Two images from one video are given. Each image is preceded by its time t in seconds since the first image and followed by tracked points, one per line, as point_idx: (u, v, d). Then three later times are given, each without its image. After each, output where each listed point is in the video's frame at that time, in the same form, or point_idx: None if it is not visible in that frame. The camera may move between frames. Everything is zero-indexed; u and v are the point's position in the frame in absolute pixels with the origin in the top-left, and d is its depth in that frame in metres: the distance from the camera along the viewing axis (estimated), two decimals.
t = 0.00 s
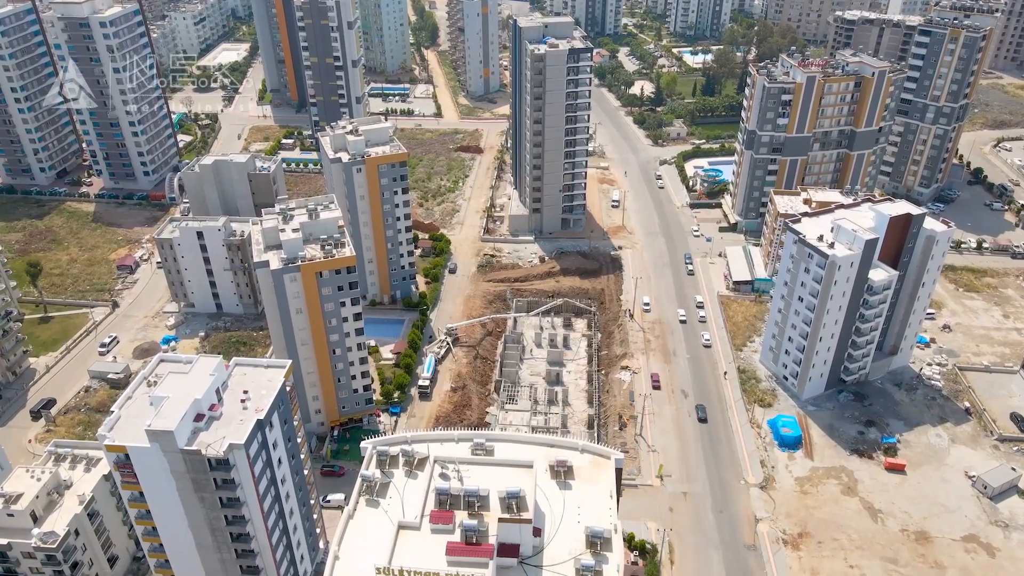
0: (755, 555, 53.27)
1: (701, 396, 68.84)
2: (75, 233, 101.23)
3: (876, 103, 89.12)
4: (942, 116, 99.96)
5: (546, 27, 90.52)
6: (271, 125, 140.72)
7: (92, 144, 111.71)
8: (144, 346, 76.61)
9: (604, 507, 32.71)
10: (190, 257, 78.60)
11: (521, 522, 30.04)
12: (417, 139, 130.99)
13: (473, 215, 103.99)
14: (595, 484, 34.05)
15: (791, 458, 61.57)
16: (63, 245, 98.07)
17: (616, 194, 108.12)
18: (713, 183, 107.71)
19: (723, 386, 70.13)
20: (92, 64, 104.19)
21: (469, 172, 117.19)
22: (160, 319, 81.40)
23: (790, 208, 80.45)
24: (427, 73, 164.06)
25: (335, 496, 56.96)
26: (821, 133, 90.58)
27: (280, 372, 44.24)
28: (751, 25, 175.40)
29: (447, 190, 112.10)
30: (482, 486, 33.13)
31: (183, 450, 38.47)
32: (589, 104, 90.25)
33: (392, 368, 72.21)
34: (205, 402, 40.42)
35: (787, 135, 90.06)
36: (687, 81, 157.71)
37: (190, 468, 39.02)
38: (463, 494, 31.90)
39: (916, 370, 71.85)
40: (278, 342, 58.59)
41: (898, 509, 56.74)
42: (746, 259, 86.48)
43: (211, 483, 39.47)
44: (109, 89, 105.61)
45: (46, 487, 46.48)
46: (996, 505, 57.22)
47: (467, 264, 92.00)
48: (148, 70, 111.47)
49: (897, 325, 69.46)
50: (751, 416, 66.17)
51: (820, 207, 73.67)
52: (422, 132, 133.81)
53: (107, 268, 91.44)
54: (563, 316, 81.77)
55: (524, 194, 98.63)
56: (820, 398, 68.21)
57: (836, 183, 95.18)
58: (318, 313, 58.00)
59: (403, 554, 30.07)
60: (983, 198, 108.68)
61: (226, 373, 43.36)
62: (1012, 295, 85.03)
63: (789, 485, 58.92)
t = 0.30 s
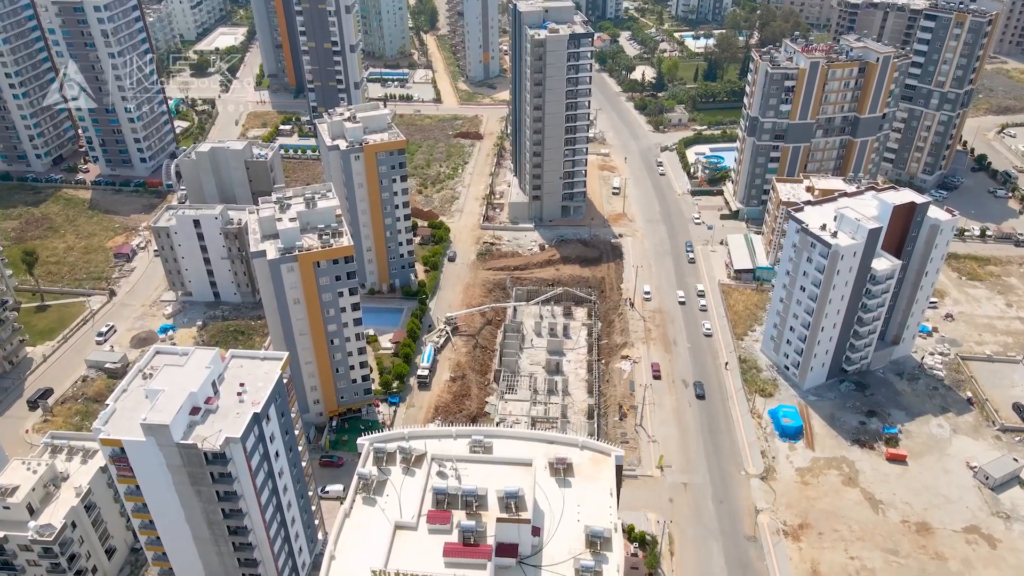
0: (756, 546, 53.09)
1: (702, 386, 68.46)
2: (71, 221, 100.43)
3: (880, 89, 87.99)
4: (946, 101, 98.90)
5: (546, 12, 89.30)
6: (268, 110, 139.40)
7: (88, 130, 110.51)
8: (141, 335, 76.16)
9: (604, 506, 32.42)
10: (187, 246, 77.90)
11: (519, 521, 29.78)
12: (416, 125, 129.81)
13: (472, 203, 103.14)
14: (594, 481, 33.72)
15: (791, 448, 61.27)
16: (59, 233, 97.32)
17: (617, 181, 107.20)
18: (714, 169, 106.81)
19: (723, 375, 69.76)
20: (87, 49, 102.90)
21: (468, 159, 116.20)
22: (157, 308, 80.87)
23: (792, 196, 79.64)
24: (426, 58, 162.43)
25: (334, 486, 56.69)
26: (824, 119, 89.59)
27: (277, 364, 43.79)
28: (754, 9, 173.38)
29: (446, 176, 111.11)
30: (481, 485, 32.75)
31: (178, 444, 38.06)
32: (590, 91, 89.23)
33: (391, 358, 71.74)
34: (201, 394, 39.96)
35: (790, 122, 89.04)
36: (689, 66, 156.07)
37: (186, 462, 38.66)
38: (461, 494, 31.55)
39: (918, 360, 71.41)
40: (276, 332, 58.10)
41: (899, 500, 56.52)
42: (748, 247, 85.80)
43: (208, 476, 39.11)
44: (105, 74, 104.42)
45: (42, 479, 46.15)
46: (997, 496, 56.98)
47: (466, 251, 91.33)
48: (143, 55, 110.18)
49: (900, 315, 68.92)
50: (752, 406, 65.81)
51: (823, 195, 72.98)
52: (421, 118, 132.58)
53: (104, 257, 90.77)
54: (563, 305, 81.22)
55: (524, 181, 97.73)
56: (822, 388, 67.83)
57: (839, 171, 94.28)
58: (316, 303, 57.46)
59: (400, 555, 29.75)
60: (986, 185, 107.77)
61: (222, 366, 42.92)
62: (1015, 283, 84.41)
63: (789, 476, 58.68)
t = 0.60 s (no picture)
0: (756, 538, 52.88)
1: (703, 376, 68.08)
2: (67, 209, 99.68)
3: (885, 75, 86.83)
4: (951, 88, 97.76)
5: None
6: (266, 96, 138.06)
7: (83, 116, 109.36)
8: (139, 325, 75.69)
9: (603, 506, 32.22)
10: (184, 235, 77.22)
11: (518, 523, 29.51)
12: (414, 111, 128.62)
13: (472, 190, 102.28)
14: (594, 479, 33.49)
15: (792, 439, 60.98)
16: (55, 221, 96.63)
17: (618, 168, 106.27)
18: (716, 156, 105.87)
19: (724, 366, 69.35)
20: (81, 35, 101.50)
21: (468, 145, 115.21)
22: (154, 297, 80.34)
23: (795, 184, 78.85)
24: (425, 43, 160.70)
25: (332, 478, 56.43)
26: (827, 106, 88.59)
27: (274, 357, 43.29)
28: None
29: (445, 164, 110.14)
30: (478, 484, 32.46)
31: (174, 438, 37.66)
32: (590, 77, 88.17)
33: (390, 348, 71.29)
34: (197, 388, 39.55)
35: (793, 108, 88.04)
36: (690, 51, 154.43)
37: (182, 456, 38.29)
38: (459, 494, 31.16)
39: (920, 350, 70.96)
40: (274, 323, 57.60)
41: (900, 492, 56.28)
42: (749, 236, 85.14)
43: (204, 471, 38.76)
44: (99, 59, 103.11)
45: (38, 472, 45.84)
46: (999, 487, 56.73)
47: (465, 240, 90.64)
48: (138, 40, 108.88)
49: (902, 304, 68.38)
50: (753, 396, 65.44)
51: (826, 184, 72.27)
52: (420, 104, 131.34)
53: (100, 245, 90.13)
54: (563, 294, 80.66)
55: (524, 168, 96.83)
56: (823, 378, 67.41)
57: (841, 158, 93.35)
58: (314, 294, 56.91)
59: (396, 556, 29.48)
60: (990, 172, 106.83)
61: (218, 358, 42.44)
62: (1018, 272, 83.77)
63: (790, 467, 58.43)
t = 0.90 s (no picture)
0: (756, 530, 52.69)
1: (703, 366, 67.68)
2: (63, 196, 98.86)
3: (889, 61, 85.61)
4: (956, 74, 96.64)
5: None
6: (264, 82, 136.70)
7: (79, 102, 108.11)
8: (136, 314, 75.18)
9: (604, 506, 31.98)
10: (180, 224, 76.50)
11: (516, 524, 29.21)
12: (413, 97, 127.36)
13: (471, 178, 101.36)
14: (594, 478, 33.23)
15: (793, 430, 60.66)
16: (51, 209, 95.87)
17: (618, 156, 105.31)
18: (717, 143, 104.88)
19: (725, 356, 68.92)
20: (75, 20, 100.02)
21: (467, 132, 114.15)
22: (151, 286, 79.75)
23: (798, 172, 78.00)
24: (424, 27, 158.95)
25: (331, 469, 56.15)
26: (830, 93, 87.50)
27: (271, 349, 42.82)
28: None
29: (444, 151, 109.09)
30: (476, 484, 32.19)
31: (169, 433, 37.27)
32: (591, 63, 87.10)
33: (389, 338, 70.79)
34: (192, 382, 39.10)
35: (796, 95, 87.01)
36: (692, 35, 152.75)
37: (177, 451, 37.90)
38: (456, 496, 30.88)
39: (922, 340, 70.50)
40: (271, 314, 57.07)
41: (901, 483, 56.04)
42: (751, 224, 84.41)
43: (200, 466, 38.37)
44: (94, 45, 101.77)
45: (33, 465, 45.50)
46: (1001, 479, 56.48)
47: (465, 228, 89.91)
48: (133, 25, 107.36)
49: (905, 295, 67.83)
50: (753, 387, 65.06)
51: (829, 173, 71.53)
52: (420, 90, 130.06)
53: (97, 233, 89.42)
54: (563, 283, 80.06)
55: (524, 156, 95.87)
56: (825, 368, 67.01)
57: (844, 145, 92.36)
58: (311, 285, 56.32)
59: (392, 559, 29.16)
60: (994, 160, 105.85)
61: (214, 352, 41.97)
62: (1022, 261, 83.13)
63: (790, 458, 58.15)
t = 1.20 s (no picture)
0: (756, 522, 52.47)
1: (704, 356, 67.25)
2: (59, 184, 98.03)
3: (894, 48, 84.43)
4: (961, 60, 95.44)
5: None
6: (261, 67, 135.27)
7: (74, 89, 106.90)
8: (132, 304, 74.64)
9: (603, 506, 31.98)
10: (177, 212, 75.77)
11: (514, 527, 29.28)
12: (412, 83, 126.03)
13: (470, 165, 100.44)
14: (594, 477, 33.23)
15: (794, 421, 60.32)
16: (47, 197, 95.07)
17: (619, 143, 104.28)
18: (719, 131, 103.81)
19: (726, 346, 68.44)
20: (69, 4, 98.63)
21: (466, 119, 113.06)
22: (148, 275, 79.15)
23: (800, 160, 77.13)
24: (422, 12, 157.08)
25: (329, 461, 55.87)
26: (834, 79, 86.37)
27: (268, 343, 42.33)
28: None
29: (443, 138, 108.04)
30: (474, 485, 32.17)
31: (165, 428, 36.86)
32: (591, 50, 86.09)
33: (387, 328, 70.27)
34: (188, 376, 38.64)
35: (799, 82, 85.95)
36: (694, 20, 150.97)
37: (173, 446, 37.50)
38: (453, 498, 30.93)
39: (924, 330, 70.01)
40: (268, 305, 56.53)
41: (902, 475, 55.77)
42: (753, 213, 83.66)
43: (196, 461, 38.01)
44: (88, 30, 100.56)
45: (29, 458, 45.17)
46: (1002, 470, 56.21)
47: (464, 216, 89.16)
48: (128, 11, 106.04)
49: (908, 285, 67.28)
50: (755, 378, 64.64)
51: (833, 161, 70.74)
52: (419, 76, 128.68)
53: (93, 221, 88.68)
54: (563, 272, 79.46)
55: (523, 143, 94.91)
56: (826, 359, 66.57)
57: (848, 132, 91.35)
58: (309, 276, 55.71)
59: (388, 562, 29.23)
60: (999, 147, 104.78)
61: (210, 345, 41.49)
62: None
63: (791, 449, 57.86)
